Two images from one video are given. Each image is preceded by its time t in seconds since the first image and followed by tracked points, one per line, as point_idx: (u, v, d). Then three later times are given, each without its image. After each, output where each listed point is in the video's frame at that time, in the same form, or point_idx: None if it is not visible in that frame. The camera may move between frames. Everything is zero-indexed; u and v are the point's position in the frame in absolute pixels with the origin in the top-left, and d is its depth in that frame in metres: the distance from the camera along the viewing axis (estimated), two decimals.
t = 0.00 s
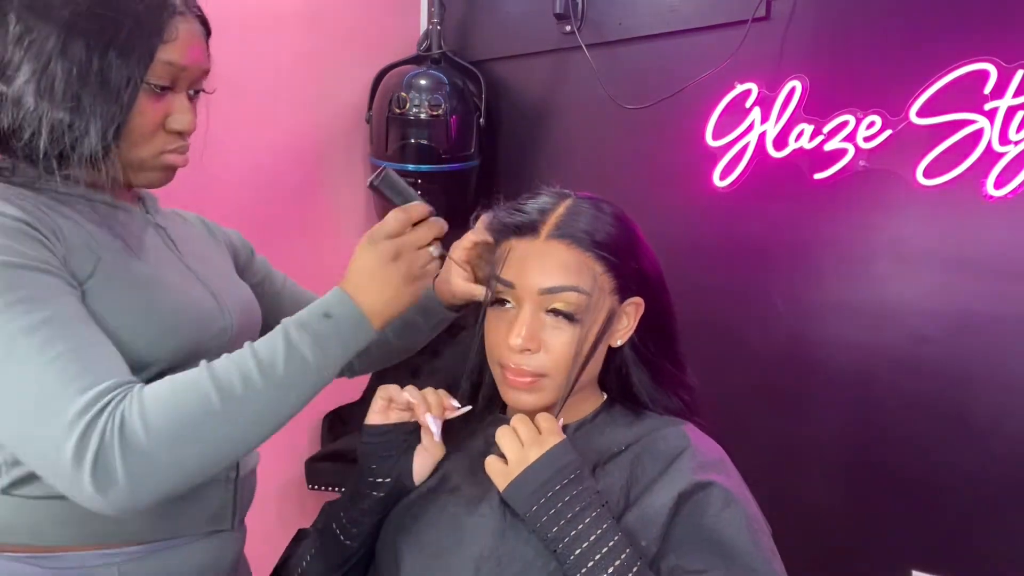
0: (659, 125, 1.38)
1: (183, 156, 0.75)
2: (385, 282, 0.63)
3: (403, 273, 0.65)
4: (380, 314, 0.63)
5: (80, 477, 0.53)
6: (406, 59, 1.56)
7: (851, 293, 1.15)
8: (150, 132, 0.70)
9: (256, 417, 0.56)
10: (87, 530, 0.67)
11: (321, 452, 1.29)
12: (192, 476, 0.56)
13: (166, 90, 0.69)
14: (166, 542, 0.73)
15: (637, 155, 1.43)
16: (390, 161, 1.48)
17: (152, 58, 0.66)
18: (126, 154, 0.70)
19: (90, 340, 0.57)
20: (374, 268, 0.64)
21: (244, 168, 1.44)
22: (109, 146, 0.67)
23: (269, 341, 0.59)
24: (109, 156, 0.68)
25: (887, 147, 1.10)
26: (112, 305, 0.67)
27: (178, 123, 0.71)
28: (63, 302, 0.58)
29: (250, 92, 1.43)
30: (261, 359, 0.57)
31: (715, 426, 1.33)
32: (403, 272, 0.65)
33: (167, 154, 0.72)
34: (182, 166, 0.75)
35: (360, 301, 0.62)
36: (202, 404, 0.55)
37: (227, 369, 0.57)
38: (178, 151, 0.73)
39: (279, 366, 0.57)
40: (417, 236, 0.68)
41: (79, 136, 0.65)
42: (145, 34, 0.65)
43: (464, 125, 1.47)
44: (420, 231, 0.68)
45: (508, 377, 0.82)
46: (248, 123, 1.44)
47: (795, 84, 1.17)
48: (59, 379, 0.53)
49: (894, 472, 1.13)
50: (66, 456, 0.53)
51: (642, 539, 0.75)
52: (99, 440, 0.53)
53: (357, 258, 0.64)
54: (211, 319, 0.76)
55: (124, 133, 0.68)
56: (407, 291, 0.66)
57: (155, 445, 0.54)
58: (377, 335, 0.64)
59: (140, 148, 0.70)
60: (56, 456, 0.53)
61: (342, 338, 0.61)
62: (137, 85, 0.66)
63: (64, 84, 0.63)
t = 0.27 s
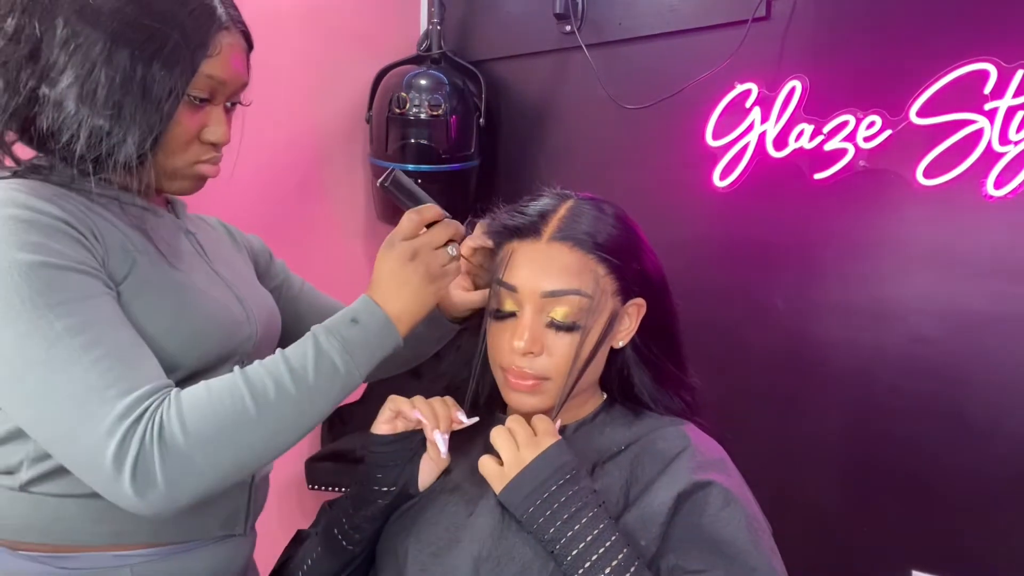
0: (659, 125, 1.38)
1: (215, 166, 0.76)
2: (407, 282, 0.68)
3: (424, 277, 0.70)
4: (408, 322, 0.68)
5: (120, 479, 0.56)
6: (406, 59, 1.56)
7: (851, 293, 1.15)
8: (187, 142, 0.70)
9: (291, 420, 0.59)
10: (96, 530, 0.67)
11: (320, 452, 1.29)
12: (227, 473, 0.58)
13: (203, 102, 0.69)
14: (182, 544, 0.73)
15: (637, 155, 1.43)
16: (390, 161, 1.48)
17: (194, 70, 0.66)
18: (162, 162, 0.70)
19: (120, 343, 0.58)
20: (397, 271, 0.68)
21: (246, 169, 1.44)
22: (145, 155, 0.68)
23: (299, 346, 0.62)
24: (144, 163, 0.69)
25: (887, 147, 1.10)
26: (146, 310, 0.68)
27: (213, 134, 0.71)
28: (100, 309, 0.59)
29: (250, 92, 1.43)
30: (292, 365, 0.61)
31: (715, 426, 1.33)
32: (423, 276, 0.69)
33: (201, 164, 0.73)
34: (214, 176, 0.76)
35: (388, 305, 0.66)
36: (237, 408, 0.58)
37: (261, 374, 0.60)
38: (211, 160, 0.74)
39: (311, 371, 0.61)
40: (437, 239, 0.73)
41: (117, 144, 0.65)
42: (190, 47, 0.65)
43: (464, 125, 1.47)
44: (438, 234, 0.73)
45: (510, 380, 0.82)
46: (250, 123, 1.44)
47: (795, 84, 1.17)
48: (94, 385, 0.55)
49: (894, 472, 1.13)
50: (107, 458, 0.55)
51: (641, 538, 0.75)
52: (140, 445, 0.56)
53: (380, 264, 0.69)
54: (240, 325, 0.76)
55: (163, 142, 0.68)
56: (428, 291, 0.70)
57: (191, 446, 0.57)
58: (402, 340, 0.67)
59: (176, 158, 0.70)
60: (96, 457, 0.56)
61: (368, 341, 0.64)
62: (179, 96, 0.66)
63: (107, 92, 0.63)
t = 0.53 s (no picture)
0: (659, 125, 1.38)
1: (198, 159, 0.75)
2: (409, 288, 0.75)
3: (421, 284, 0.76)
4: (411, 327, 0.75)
5: (136, 475, 0.57)
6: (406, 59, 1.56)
7: (851, 293, 1.15)
8: (165, 136, 0.69)
9: (298, 416, 0.62)
10: (92, 531, 0.67)
11: (320, 452, 1.29)
12: (236, 471, 0.60)
13: (175, 95, 0.69)
14: (178, 544, 0.73)
15: (637, 154, 1.43)
16: (390, 161, 1.48)
17: (160, 64, 0.65)
18: (141, 160, 0.70)
19: (112, 347, 0.58)
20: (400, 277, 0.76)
21: (248, 169, 1.45)
22: (120, 157, 0.67)
23: (305, 346, 0.66)
24: (121, 165, 0.69)
25: (887, 147, 1.10)
26: (136, 311, 0.68)
27: (191, 127, 0.71)
28: (95, 313, 0.60)
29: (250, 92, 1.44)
30: (297, 364, 0.64)
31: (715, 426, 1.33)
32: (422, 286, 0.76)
33: (183, 158, 0.72)
34: (199, 169, 0.75)
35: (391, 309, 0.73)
36: (250, 404, 0.60)
37: (269, 371, 0.63)
38: (193, 154, 0.73)
39: (318, 368, 0.64)
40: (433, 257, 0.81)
41: (90, 146, 0.65)
42: (153, 39, 0.64)
43: (464, 125, 1.47)
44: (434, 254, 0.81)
45: (507, 379, 0.82)
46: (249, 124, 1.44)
47: (795, 84, 1.17)
48: (93, 391, 0.56)
49: (894, 473, 1.13)
50: (121, 456, 0.56)
51: (630, 530, 0.75)
52: (155, 442, 0.57)
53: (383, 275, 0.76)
54: (234, 325, 0.76)
55: (137, 140, 0.68)
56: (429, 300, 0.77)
57: (206, 438, 0.59)
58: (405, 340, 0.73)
59: (154, 154, 0.70)
60: (109, 455, 0.57)
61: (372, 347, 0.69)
62: (147, 92, 0.65)
63: (72, 96, 0.62)
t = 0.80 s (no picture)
0: (659, 125, 1.38)
1: (158, 148, 0.69)
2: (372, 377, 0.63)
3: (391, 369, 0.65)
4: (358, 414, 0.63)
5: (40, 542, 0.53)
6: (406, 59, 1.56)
7: (851, 293, 1.15)
8: (114, 129, 0.64)
9: (227, 496, 0.57)
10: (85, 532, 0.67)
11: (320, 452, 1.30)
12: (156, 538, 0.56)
13: (120, 83, 0.63)
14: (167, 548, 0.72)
15: (636, 154, 1.43)
16: (390, 161, 1.48)
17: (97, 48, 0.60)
18: (94, 157, 0.65)
19: (49, 387, 0.54)
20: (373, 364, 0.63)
21: (243, 167, 1.44)
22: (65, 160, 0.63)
23: (244, 418, 0.59)
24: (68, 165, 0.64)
25: (887, 147, 1.10)
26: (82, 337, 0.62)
27: (144, 114, 0.65)
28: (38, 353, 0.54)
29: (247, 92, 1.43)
30: (233, 443, 0.57)
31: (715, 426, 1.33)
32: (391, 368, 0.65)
33: (140, 148, 0.67)
34: (159, 157, 0.70)
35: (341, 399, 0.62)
36: (167, 485, 0.55)
37: (198, 445, 0.57)
38: (150, 142, 0.67)
39: (250, 452, 0.57)
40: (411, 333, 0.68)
41: (30, 149, 0.61)
42: (84, 24, 0.58)
43: (464, 124, 1.47)
44: (424, 331, 0.68)
45: (504, 380, 0.82)
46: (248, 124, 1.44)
47: (795, 84, 1.17)
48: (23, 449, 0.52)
49: (893, 473, 1.13)
50: (30, 523, 0.53)
51: (623, 525, 0.75)
52: (63, 514, 0.52)
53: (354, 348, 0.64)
54: (206, 327, 0.72)
55: (82, 137, 0.63)
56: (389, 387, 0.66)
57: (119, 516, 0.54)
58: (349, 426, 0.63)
59: (105, 149, 0.65)
60: (20, 518, 0.53)
61: (316, 427, 0.60)
62: (84, 82, 0.60)
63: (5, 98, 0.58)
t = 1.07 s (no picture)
0: (659, 125, 1.38)
1: (157, 144, 0.70)
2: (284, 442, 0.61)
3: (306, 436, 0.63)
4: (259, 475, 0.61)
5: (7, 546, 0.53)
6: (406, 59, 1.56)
7: (852, 293, 1.15)
8: (112, 126, 0.66)
9: (197, 498, 0.59)
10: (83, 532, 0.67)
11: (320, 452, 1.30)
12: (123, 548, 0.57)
13: (116, 80, 0.65)
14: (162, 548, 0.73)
15: (636, 154, 1.43)
16: (390, 161, 1.48)
17: (93, 47, 0.62)
18: (90, 155, 0.66)
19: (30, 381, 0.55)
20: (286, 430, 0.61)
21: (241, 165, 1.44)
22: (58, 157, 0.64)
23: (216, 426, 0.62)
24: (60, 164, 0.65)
25: (886, 147, 1.10)
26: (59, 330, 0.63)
27: (141, 111, 0.67)
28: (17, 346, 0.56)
29: (247, 90, 1.43)
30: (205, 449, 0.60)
31: (715, 426, 1.33)
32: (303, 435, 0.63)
33: (139, 145, 0.68)
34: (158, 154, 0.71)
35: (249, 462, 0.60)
36: (142, 488, 0.57)
37: (175, 450, 0.59)
38: (149, 139, 0.69)
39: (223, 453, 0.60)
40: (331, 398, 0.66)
41: (21, 149, 0.62)
42: (81, 23, 0.60)
43: (464, 124, 1.47)
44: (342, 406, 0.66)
45: (508, 378, 0.83)
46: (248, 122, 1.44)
47: (795, 84, 1.17)
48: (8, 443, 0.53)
49: (893, 473, 1.13)
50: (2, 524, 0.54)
51: (626, 526, 0.75)
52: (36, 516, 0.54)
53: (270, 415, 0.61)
54: (191, 326, 0.73)
55: (79, 135, 0.64)
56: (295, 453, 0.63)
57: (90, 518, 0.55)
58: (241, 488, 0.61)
59: (104, 147, 0.66)
60: None
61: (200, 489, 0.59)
62: (80, 81, 0.61)
63: None
